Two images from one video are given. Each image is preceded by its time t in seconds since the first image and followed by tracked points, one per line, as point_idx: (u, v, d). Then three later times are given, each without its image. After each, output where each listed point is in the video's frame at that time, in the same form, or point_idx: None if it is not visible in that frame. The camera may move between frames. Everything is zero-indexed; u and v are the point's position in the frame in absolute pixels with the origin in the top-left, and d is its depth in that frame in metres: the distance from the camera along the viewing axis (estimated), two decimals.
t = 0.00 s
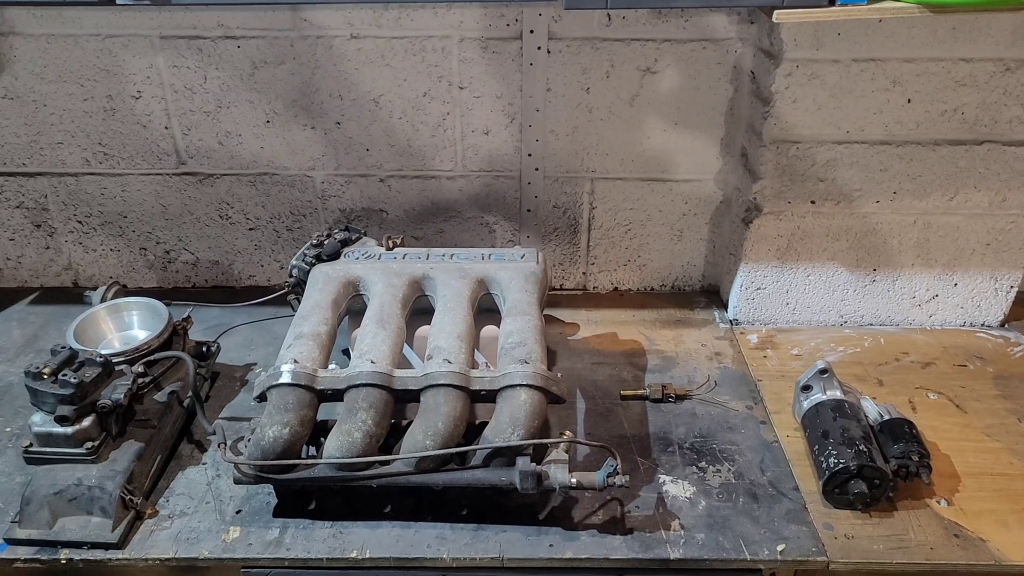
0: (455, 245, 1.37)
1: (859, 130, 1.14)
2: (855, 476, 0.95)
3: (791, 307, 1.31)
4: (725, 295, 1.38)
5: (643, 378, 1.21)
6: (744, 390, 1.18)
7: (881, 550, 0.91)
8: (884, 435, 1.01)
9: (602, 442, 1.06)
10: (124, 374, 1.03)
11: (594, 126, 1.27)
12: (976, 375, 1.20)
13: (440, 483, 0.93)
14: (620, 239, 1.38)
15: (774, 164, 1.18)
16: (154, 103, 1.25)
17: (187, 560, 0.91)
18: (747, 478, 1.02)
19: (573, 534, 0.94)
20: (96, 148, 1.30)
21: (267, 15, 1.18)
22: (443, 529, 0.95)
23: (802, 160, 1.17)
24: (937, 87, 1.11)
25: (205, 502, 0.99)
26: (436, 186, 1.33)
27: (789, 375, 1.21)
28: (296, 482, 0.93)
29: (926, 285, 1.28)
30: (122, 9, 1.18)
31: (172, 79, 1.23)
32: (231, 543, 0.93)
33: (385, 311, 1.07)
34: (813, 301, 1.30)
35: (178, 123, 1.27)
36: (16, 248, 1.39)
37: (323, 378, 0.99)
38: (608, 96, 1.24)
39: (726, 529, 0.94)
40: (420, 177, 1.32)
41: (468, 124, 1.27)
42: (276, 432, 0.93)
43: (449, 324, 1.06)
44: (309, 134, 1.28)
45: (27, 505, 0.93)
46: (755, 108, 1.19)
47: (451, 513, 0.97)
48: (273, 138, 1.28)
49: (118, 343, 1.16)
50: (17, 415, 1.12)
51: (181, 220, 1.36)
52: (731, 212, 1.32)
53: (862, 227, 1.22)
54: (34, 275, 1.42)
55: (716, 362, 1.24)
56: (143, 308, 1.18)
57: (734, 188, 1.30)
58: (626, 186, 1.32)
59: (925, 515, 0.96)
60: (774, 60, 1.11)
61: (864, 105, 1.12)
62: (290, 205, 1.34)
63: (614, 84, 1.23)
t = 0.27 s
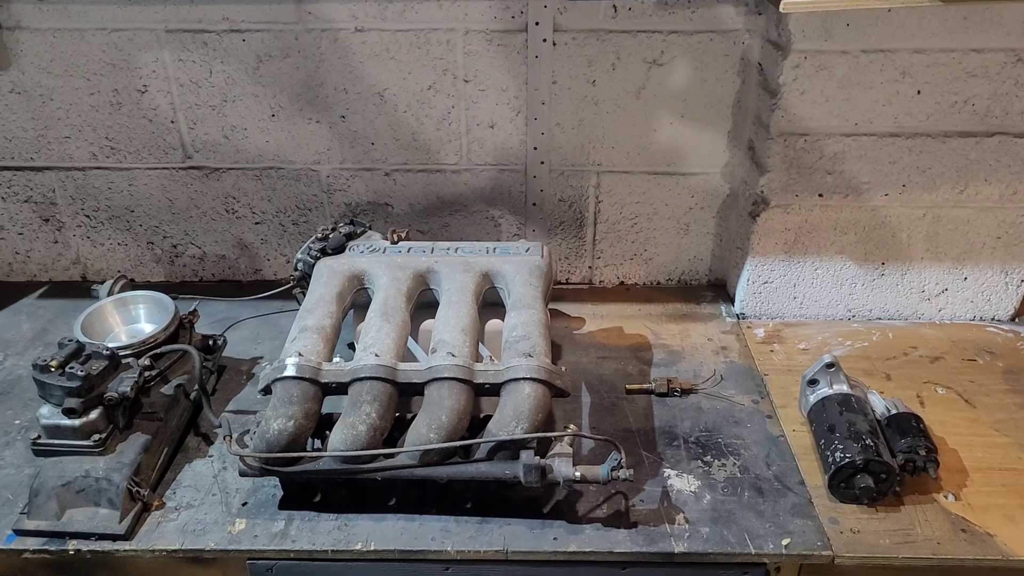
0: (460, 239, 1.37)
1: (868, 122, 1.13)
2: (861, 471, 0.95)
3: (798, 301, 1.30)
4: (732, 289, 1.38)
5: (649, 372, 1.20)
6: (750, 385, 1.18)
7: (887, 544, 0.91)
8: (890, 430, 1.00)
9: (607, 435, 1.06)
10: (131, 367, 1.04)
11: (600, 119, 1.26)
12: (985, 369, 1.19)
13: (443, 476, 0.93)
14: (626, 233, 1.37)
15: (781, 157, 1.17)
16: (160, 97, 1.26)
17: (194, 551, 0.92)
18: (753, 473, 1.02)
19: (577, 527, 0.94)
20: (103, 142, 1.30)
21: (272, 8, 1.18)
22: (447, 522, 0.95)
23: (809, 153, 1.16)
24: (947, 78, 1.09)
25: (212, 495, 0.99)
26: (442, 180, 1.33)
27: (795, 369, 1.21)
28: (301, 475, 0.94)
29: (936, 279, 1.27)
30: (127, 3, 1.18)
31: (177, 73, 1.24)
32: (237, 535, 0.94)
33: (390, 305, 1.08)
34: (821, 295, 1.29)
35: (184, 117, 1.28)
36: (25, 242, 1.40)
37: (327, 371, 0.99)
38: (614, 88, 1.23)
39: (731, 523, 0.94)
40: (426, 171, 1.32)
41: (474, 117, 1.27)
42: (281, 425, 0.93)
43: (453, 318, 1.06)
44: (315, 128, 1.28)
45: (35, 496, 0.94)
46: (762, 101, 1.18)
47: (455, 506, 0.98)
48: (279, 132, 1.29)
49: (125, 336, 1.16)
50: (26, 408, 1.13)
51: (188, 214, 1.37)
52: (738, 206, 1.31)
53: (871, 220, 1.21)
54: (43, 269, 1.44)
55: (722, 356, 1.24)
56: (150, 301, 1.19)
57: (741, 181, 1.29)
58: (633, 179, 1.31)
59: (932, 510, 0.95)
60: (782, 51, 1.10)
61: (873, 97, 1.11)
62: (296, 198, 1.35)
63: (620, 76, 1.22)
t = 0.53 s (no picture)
0: (467, 236, 1.37)
1: (876, 115, 1.12)
2: (871, 466, 0.94)
3: (807, 296, 1.30)
4: (740, 285, 1.37)
5: (657, 368, 1.20)
6: (759, 380, 1.17)
7: (898, 540, 0.90)
8: (901, 425, 1.00)
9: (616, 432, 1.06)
10: (140, 367, 1.04)
11: (606, 115, 1.26)
12: (996, 364, 1.18)
13: (452, 474, 0.93)
14: (633, 229, 1.37)
15: (788, 152, 1.16)
16: (166, 97, 1.26)
17: (203, 551, 0.92)
18: (762, 469, 1.01)
19: (586, 524, 0.94)
20: (110, 143, 1.30)
21: (277, 7, 1.18)
22: (456, 521, 0.95)
23: (817, 147, 1.16)
24: (956, 71, 1.08)
25: (221, 494, 1.00)
26: (448, 178, 1.32)
27: (805, 365, 1.20)
28: (310, 474, 0.94)
29: (945, 273, 1.26)
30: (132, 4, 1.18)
31: (183, 73, 1.24)
32: (246, 534, 0.94)
33: (397, 303, 1.07)
34: (829, 289, 1.29)
35: (190, 117, 1.28)
36: (34, 243, 1.41)
37: (335, 370, 0.99)
38: (620, 84, 1.23)
39: (740, 519, 0.93)
40: (432, 168, 1.32)
41: (479, 115, 1.26)
42: (289, 424, 0.93)
43: (460, 315, 1.06)
44: (321, 127, 1.28)
45: (45, 497, 0.94)
46: (769, 95, 1.17)
47: (464, 504, 0.98)
48: (285, 131, 1.29)
49: (134, 336, 1.16)
50: (36, 408, 1.14)
51: (195, 214, 1.37)
52: (746, 201, 1.30)
53: (880, 214, 1.20)
54: (52, 270, 1.44)
55: (731, 352, 1.23)
56: (158, 301, 1.19)
57: (749, 176, 1.29)
58: (639, 175, 1.31)
59: (943, 505, 0.95)
60: (788, 45, 1.10)
61: (881, 91, 1.10)
62: (303, 197, 1.35)
63: (626, 72, 1.22)
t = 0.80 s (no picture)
0: (473, 234, 1.36)
1: (884, 115, 1.12)
2: (877, 466, 0.94)
3: (812, 296, 1.30)
4: (745, 284, 1.37)
5: (663, 367, 1.20)
6: (765, 380, 1.17)
7: (904, 540, 0.90)
8: (907, 425, 1.00)
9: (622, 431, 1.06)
10: (144, 365, 1.03)
11: (612, 113, 1.25)
12: (1001, 364, 1.18)
13: (459, 473, 0.92)
14: (639, 228, 1.36)
15: (796, 151, 1.16)
16: (171, 93, 1.25)
17: (208, 549, 0.91)
18: (768, 468, 1.01)
19: (592, 524, 0.94)
20: (113, 138, 1.30)
21: (283, 3, 1.17)
22: (462, 519, 0.95)
23: (825, 146, 1.15)
24: (964, 70, 1.08)
25: (225, 492, 0.99)
26: (454, 176, 1.32)
27: (810, 364, 1.20)
28: (315, 473, 0.93)
29: (951, 273, 1.26)
30: None
31: (188, 69, 1.23)
32: (251, 532, 0.93)
33: (403, 301, 1.07)
34: (835, 289, 1.29)
35: (194, 113, 1.27)
36: (36, 239, 1.40)
37: (341, 368, 0.99)
38: (627, 82, 1.22)
39: (747, 519, 0.93)
40: (437, 166, 1.31)
41: (486, 112, 1.26)
42: (294, 422, 0.93)
43: (466, 314, 1.05)
44: (326, 123, 1.27)
45: (49, 495, 0.94)
46: (777, 94, 1.17)
47: (470, 503, 0.97)
48: (290, 127, 1.28)
49: (138, 333, 1.16)
50: (39, 405, 1.13)
51: (199, 210, 1.36)
52: (752, 200, 1.30)
53: (886, 214, 1.20)
54: (55, 266, 1.43)
55: (737, 351, 1.23)
56: (162, 298, 1.19)
57: (756, 175, 1.29)
58: (646, 174, 1.31)
59: (948, 505, 0.95)
60: (797, 44, 1.09)
61: (889, 90, 1.10)
62: (307, 194, 1.34)
63: (633, 70, 1.21)
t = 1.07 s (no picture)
0: (475, 222, 1.36)
1: (889, 104, 1.12)
2: (880, 455, 0.94)
3: (815, 285, 1.30)
4: (748, 273, 1.37)
5: (666, 355, 1.20)
6: (767, 368, 1.17)
7: (905, 528, 0.90)
8: (909, 414, 1.00)
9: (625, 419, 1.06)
10: (146, 349, 1.03)
11: (616, 101, 1.25)
12: (1002, 354, 1.18)
13: (462, 459, 0.92)
14: (642, 216, 1.36)
15: (800, 140, 1.16)
16: (172, 77, 1.24)
17: (210, 534, 0.91)
18: (770, 456, 1.01)
19: (595, 510, 0.94)
20: (114, 123, 1.29)
21: None
22: (464, 505, 0.95)
23: (830, 135, 1.15)
24: (970, 59, 1.08)
25: (228, 478, 0.99)
26: (457, 163, 1.31)
27: (812, 353, 1.20)
28: (318, 458, 0.93)
29: (954, 263, 1.26)
30: None
31: (189, 53, 1.22)
32: (253, 518, 0.93)
33: (406, 288, 1.07)
34: (838, 279, 1.29)
35: (196, 98, 1.26)
36: (36, 224, 1.39)
37: (344, 354, 0.99)
38: (631, 69, 1.22)
39: (749, 506, 0.93)
40: (440, 153, 1.30)
41: (489, 99, 1.25)
42: (298, 408, 0.92)
43: (470, 300, 1.05)
44: (328, 109, 1.27)
45: (50, 479, 0.93)
46: (782, 82, 1.16)
47: (472, 489, 0.97)
48: (292, 113, 1.27)
49: (140, 318, 1.15)
50: (40, 390, 1.12)
51: (200, 196, 1.35)
52: (756, 188, 1.30)
53: (890, 204, 1.20)
54: (55, 251, 1.43)
55: (739, 340, 1.23)
56: (163, 284, 1.18)
57: (760, 164, 1.28)
58: (649, 162, 1.30)
59: (950, 493, 0.95)
60: (803, 32, 1.09)
61: (895, 79, 1.10)
62: (309, 180, 1.34)
63: (638, 57, 1.21)
